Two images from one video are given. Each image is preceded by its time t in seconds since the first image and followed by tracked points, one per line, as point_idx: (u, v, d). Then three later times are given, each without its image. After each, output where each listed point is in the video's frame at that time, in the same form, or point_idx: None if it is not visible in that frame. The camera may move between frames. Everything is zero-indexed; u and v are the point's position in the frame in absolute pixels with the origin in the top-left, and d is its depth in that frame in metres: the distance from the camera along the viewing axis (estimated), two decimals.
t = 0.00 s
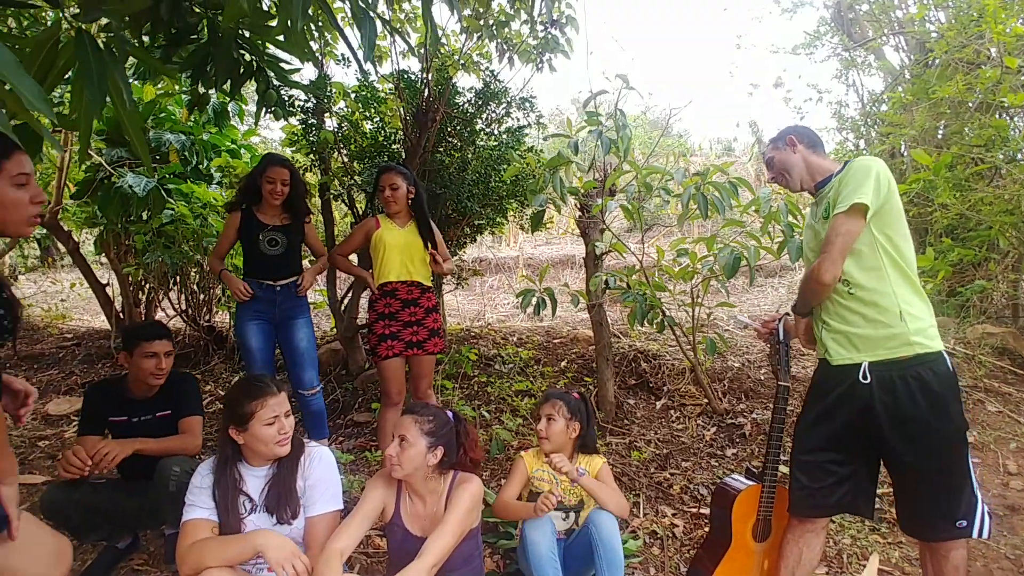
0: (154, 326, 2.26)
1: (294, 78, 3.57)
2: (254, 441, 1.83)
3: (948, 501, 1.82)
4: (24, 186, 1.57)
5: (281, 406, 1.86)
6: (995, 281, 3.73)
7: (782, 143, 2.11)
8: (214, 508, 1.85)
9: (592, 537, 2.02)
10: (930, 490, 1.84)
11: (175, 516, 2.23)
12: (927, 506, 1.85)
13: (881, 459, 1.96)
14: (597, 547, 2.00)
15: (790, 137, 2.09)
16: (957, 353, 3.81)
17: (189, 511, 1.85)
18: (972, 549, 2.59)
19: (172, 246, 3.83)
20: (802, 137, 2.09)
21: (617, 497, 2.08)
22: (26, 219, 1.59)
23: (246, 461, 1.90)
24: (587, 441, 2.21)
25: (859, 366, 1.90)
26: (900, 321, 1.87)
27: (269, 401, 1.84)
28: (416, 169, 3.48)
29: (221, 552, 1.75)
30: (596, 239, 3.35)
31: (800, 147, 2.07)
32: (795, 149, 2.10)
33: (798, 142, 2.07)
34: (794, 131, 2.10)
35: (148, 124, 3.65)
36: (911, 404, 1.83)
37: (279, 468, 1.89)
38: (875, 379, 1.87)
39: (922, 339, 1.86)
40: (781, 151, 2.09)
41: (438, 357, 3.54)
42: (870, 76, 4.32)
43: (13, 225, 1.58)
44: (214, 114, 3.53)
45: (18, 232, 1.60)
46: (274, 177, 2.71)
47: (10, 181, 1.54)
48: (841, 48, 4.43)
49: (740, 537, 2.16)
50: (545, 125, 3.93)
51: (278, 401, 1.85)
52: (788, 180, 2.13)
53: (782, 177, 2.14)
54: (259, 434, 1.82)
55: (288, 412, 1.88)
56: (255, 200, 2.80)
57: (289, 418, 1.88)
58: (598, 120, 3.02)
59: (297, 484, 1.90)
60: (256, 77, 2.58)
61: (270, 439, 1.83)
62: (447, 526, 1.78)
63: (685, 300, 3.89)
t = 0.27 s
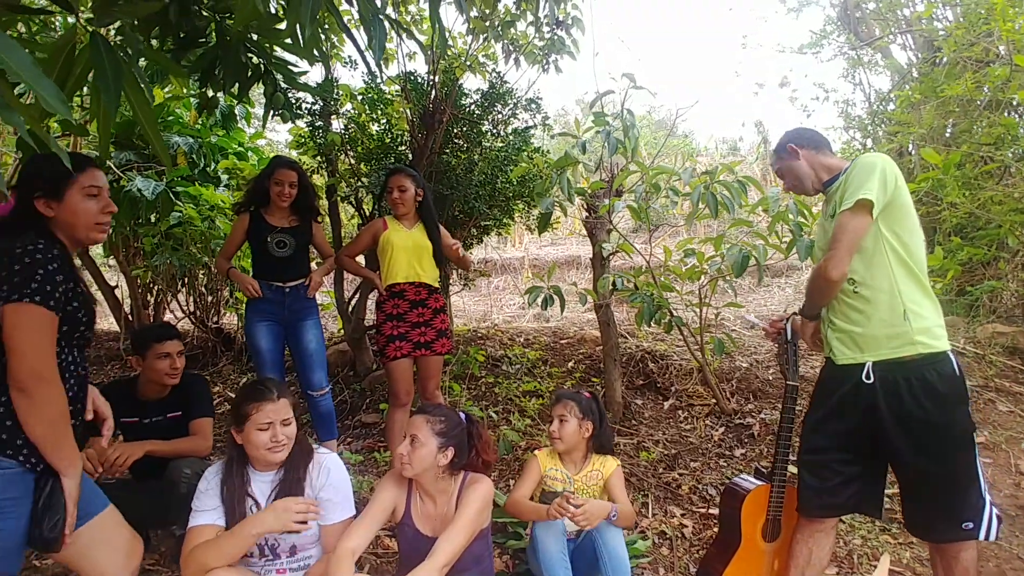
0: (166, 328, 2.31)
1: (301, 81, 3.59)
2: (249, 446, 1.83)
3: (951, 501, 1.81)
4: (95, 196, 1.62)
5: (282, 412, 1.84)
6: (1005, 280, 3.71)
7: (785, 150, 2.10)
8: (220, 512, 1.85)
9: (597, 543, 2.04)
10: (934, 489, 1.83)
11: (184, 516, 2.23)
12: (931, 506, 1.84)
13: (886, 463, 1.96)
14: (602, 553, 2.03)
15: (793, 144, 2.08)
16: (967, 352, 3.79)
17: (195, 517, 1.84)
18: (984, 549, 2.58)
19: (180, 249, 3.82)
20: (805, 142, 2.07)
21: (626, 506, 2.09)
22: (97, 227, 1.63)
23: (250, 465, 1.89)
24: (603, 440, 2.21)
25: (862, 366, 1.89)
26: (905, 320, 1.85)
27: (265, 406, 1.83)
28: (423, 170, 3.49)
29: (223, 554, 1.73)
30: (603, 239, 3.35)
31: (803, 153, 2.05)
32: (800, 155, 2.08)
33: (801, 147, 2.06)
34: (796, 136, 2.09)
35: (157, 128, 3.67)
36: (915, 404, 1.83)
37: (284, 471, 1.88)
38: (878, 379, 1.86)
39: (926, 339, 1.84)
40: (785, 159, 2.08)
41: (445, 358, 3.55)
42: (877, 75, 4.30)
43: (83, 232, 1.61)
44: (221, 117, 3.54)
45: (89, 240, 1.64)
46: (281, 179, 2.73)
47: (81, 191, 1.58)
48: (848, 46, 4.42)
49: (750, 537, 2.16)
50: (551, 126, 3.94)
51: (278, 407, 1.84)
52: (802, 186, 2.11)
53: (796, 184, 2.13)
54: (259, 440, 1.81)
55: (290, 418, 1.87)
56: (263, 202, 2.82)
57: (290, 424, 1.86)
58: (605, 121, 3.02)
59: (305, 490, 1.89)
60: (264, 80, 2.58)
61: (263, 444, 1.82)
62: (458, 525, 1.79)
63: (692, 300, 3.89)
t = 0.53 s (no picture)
0: (179, 330, 2.35)
1: (309, 85, 3.61)
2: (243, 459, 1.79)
3: (951, 505, 1.79)
4: (152, 196, 1.71)
5: (279, 429, 1.76)
6: (1017, 280, 3.68)
7: (788, 161, 2.09)
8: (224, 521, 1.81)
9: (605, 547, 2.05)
10: (935, 492, 1.81)
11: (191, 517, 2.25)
12: (931, 508, 1.82)
13: (886, 464, 1.93)
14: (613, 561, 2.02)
15: (795, 154, 2.07)
16: (979, 354, 3.76)
17: (199, 526, 1.80)
18: (996, 553, 2.55)
19: (190, 251, 3.79)
20: (807, 149, 2.05)
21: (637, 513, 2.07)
22: (153, 224, 1.71)
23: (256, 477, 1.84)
24: (611, 441, 2.21)
25: (862, 368, 1.88)
26: (908, 322, 1.84)
27: (262, 421, 1.76)
28: (431, 173, 3.49)
29: (221, 554, 1.71)
30: (611, 241, 3.35)
31: (806, 160, 2.04)
32: (804, 162, 2.06)
33: (803, 155, 2.04)
34: (796, 145, 2.07)
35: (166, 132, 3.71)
36: (916, 406, 1.81)
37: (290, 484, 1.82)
38: (878, 381, 1.85)
39: (931, 342, 1.82)
40: (791, 170, 2.06)
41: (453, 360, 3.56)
42: (886, 75, 4.29)
43: (141, 228, 1.69)
44: (230, 121, 3.57)
45: (145, 235, 1.71)
46: (291, 183, 2.75)
47: (140, 191, 1.68)
48: (856, 46, 4.40)
49: (757, 540, 2.15)
50: (558, 128, 3.94)
51: (278, 422, 1.76)
52: (814, 191, 2.09)
53: (807, 189, 2.11)
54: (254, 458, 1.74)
55: (291, 434, 1.78)
56: (272, 206, 2.83)
57: (289, 440, 1.77)
58: (613, 123, 3.02)
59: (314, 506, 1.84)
60: (274, 84, 2.59)
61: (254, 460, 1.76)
62: (467, 527, 1.79)
63: (700, 302, 3.88)
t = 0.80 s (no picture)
0: (192, 332, 2.37)
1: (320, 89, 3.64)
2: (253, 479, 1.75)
3: (962, 507, 1.78)
4: (167, 197, 1.71)
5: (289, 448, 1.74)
6: None
7: (796, 163, 2.07)
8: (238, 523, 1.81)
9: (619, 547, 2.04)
10: (945, 495, 1.80)
11: (203, 517, 2.27)
12: (942, 511, 1.81)
13: (896, 466, 1.92)
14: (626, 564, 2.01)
15: (802, 155, 2.05)
16: (994, 356, 3.72)
17: (213, 527, 1.81)
18: (1012, 557, 2.53)
19: (202, 254, 3.87)
20: (814, 150, 2.04)
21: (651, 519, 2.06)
22: (169, 224, 1.72)
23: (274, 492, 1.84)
24: (621, 442, 2.20)
25: (873, 371, 1.87)
26: (918, 322, 1.82)
27: (273, 441, 1.74)
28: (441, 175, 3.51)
29: (236, 554, 1.72)
30: (621, 243, 3.35)
31: (814, 162, 2.02)
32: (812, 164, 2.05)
33: (810, 157, 2.03)
34: (803, 146, 2.06)
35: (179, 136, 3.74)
36: (927, 409, 1.80)
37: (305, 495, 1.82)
38: (888, 385, 1.84)
39: (942, 343, 1.81)
40: (798, 172, 2.05)
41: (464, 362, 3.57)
42: (899, 74, 4.26)
43: (157, 228, 1.70)
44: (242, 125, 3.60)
45: (163, 236, 1.72)
46: (301, 187, 2.77)
47: (154, 191, 1.68)
48: (868, 45, 4.38)
49: (767, 542, 2.14)
50: (568, 130, 3.95)
51: (287, 443, 1.74)
52: (823, 192, 2.08)
53: (816, 190, 2.10)
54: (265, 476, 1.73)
55: (303, 453, 1.75)
56: (283, 209, 2.85)
57: (301, 460, 1.75)
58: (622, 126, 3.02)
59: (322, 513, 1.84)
60: (286, 88, 2.62)
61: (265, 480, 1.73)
62: (479, 528, 1.80)
63: (711, 304, 3.88)
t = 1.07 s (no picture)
0: (207, 333, 2.38)
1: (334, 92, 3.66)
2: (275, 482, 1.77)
3: (985, 509, 1.76)
4: (142, 192, 1.52)
5: (309, 454, 1.75)
6: None
7: (809, 162, 2.05)
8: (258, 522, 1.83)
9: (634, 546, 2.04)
10: (969, 496, 1.78)
11: (220, 517, 2.28)
12: (965, 513, 1.79)
13: (916, 468, 1.90)
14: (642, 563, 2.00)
15: (815, 155, 2.03)
16: (1013, 357, 3.68)
17: (235, 526, 1.83)
18: None
19: (217, 257, 3.92)
20: (828, 150, 2.01)
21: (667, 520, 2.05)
22: (148, 222, 1.53)
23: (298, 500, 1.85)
24: (635, 444, 2.20)
25: (894, 373, 1.85)
26: (939, 322, 1.80)
27: (293, 446, 1.75)
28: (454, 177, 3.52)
29: (258, 553, 1.72)
30: (634, 244, 3.34)
31: (828, 161, 2.00)
32: (826, 163, 2.03)
33: (824, 156, 2.01)
34: (817, 146, 2.03)
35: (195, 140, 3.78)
36: (948, 410, 1.78)
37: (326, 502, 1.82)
38: (910, 387, 1.82)
39: (962, 343, 1.79)
40: (811, 172, 2.03)
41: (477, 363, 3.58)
42: (914, 73, 4.22)
43: (135, 229, 1.52)
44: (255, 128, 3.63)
45: (144, 237, 1.54)
46: (316, 189, 2.79)
47: (127, 187, 1.50)
48: (882, 44, 4.35)
49: (780, 545, 2.13)
50: (579, 131, 3.95)
51: (309, 448, 1.74)
52: (836, 192, 2.05)
53: (829, 190, 2.07)
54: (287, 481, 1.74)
55: (324, 460, 1.76)
56: (297, 211, 2.87)
57: (321, 467, 1.75)
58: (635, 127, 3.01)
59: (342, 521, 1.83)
60: (300, 92, 2.63)
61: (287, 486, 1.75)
62: (494, 529, 1.80)
63: (725, 305, 3.87)
